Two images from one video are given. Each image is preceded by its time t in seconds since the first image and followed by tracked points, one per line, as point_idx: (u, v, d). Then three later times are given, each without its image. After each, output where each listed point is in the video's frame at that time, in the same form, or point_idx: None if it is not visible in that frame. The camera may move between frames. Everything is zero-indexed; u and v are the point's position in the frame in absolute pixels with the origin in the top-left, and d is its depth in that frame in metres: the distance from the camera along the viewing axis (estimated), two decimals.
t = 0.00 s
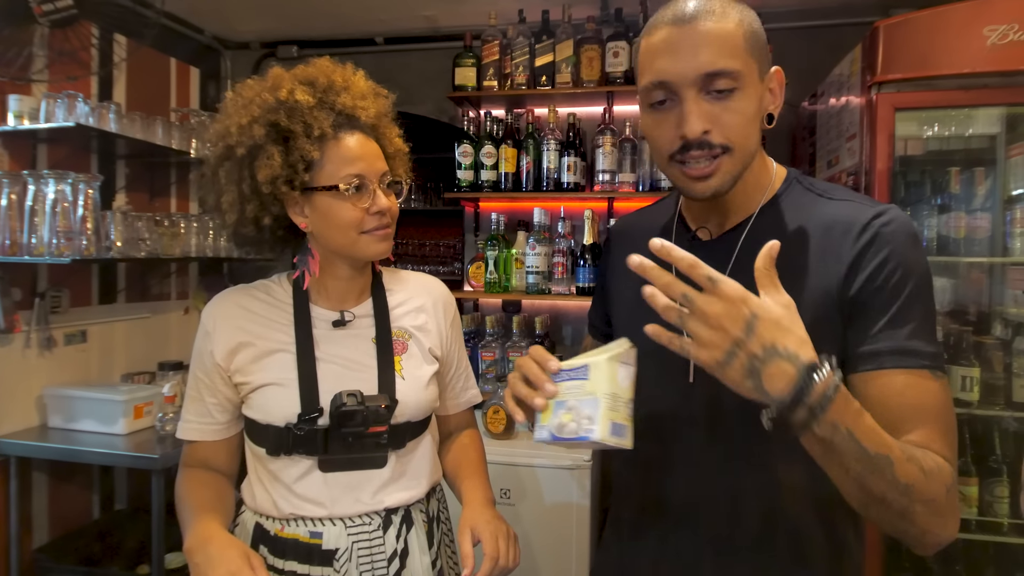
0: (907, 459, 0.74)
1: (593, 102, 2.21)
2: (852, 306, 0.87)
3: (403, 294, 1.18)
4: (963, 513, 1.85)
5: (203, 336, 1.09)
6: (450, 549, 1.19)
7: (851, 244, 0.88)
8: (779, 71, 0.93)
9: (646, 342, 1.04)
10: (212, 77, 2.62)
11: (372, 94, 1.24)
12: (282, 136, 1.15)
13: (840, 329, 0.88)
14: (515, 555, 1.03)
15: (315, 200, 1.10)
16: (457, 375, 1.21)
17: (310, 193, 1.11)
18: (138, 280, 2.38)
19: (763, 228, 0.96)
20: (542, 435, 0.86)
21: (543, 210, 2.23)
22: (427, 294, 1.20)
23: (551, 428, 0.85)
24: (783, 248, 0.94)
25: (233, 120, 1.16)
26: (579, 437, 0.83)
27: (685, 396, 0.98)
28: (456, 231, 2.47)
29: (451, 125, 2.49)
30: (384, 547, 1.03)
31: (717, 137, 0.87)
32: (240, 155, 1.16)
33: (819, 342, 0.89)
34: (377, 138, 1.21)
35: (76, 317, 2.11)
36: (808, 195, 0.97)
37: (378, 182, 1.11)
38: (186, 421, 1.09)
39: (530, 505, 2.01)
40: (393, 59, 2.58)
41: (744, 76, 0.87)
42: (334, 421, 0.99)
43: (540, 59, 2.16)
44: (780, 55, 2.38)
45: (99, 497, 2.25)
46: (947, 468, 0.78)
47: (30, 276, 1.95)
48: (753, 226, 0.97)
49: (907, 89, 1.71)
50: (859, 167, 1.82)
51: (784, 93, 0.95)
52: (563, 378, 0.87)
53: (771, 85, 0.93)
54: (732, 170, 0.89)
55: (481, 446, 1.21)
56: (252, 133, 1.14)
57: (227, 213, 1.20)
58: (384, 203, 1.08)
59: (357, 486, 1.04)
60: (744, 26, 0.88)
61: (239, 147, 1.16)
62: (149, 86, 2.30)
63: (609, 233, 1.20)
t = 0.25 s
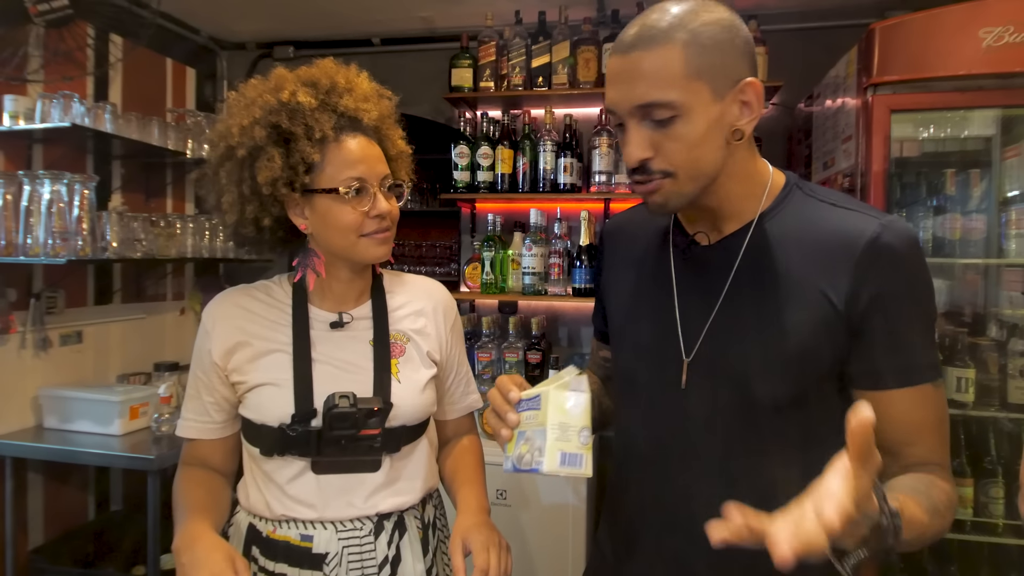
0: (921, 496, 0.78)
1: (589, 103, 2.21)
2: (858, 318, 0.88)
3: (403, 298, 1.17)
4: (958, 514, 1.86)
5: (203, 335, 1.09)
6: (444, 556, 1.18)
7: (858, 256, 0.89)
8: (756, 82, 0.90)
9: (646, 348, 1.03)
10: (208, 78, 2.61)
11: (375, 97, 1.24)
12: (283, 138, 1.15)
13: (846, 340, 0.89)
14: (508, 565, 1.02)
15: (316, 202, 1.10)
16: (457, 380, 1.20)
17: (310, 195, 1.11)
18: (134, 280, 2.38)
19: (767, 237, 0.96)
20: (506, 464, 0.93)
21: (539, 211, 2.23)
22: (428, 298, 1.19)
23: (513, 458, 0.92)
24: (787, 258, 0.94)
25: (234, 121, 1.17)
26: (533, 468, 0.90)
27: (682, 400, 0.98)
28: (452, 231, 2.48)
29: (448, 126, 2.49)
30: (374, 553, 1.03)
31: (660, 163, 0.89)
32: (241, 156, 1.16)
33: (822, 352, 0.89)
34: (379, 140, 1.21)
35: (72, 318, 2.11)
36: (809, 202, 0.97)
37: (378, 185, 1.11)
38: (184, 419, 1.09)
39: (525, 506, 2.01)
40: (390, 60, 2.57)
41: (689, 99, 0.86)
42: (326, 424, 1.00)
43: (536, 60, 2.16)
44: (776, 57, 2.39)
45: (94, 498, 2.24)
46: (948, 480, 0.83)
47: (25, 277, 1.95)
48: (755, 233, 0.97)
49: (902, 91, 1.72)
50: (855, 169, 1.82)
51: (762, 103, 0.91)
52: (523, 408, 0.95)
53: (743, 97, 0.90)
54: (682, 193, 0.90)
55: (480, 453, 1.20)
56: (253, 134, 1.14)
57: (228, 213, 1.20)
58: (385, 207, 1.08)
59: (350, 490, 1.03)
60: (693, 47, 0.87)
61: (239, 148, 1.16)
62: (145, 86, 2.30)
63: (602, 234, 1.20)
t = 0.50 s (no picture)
0: (921, 502, 0.79)
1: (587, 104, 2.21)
2: (856, 321, 0.87)
3: (406, 302, 1.17)
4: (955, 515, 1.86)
5: (204, 334, 1.10)
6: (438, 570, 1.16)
7: (855, 257, 0.88)
8: (716, 98, 0.90)
9: (643, 353, 1.03)
10: (206, 79, 2.61)
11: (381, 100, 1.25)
12: (284, 135, 1.15)
13: (844, 344, 0.88)
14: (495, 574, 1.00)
15: (312, 195, 1.11)
16: (458, 387, 1.19)
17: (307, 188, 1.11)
18: (131, 281, 2.38)
19: (763, 240, 0.96)
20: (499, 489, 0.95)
21: (537, 213, 2.23)
22: (432, 303, 1.18)
23: (503, 486, 0.94)
24: (783, 261, 0.94)
25: (241, 122, 1.19)
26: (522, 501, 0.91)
27: (680, 404, 0.98)
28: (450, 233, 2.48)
29: (445, 127, 2.49)
30: (365, 559, 1.02)
31: (626, 171, 0.93)
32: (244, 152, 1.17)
33: (820, 356, 0.89)
34: (382, 141, 1.20)
35: (69, 320, 2.10)
36: (804, 204, 0.97)
37: (373, 178, 1.10)
38: (186, 416, 1.11)
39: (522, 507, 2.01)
40: (388, 61, 2.57)
41: (642, 116, 0.90)
42: (318, 429, 1.00)
43: (534, 62, 2.16)
44: (774, 58, 2.39)
45: (92, 500, 2.24)
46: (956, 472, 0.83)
47: (22, 278, 1.94)
48: (751, 237, 0.97)
49: (900, 93, 1.72)
50: (851, 171, 1.83)
51: (724, 120, 0.91)
52: (513, 437, 0.94)
53: (702, 113, 0.91)
54: (652, 201, 0.94)
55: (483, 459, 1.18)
56: (255, 131, 1.17)
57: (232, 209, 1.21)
58: (377, 195, 1.08)
59: (342, 494, 1.03)
60: (645, 65, 0.90)
61: (242, 146, 1.18)
62: (142, 87, 2.30)
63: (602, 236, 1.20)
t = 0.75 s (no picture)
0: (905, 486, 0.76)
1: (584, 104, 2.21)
2: (848, 314, 0.88)
3: (405, 300, 1.16)
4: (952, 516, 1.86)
5: (206, 327, 1.12)
6: None
7: (847, 251, 0.89)
8: (733, 86, 0.91)
9: (639, 348, 1.04)
10: (203, 79, 2.60)
11: (393, 115, 1.34)
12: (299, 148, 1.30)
13: (836, 336, 0.89)
14: None
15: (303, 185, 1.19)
16: (458, 388, 1.17)
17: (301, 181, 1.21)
18: (128, 281, 2.37)
19: (758, 234, 0.96)
20: (509, 468, 0.92)
21: (535, 214, 2.22)
22: (432, 302, 1.17)
23: (516, 464, 0.90)
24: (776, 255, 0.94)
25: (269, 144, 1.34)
26: (541, 480, 0.87)
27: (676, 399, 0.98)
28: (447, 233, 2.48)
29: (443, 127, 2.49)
30: (357, 560, 1.02)
31: (634, 157, 0.93)
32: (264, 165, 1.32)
33: (815, 348, 0.89)
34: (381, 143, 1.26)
35: (65, 320, 2.10)
36: (800, 201, 0.98)
37: (350, 161, 1.14)
38: (187, 409, 1.12)
39: (519, 507, 2.01)
40: (385, 61, 2.57)
41: (660, 100, 0.90)
42: (307, 423, 1.01)
43: (532, 62, 2.16)
44: (772, 59, 2.39)
45: (88, 501, 2.24)
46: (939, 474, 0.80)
47: (18, 278, 1.94)
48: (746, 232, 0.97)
49: (897, 94, 1.72)
50: (849, 171, 1.83)
51: (739, 108, 0.93)
52: (529, 415, 0.89)
53: (717, 101, 0.92)
54: (655, 189, 0.94)
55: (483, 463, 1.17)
56: (277, 149, 1.31)
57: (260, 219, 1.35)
58: (343, 165, 1.13)
59: (333, 492, 1.03)
60: (666, 49, 0.90)
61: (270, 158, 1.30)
62: (139, 87, 2.29)
63: (599, 235, 1.20)
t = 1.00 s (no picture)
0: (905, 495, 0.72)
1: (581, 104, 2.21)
2: (843, 313, 0.88)
3: (404, 299, 1.16)
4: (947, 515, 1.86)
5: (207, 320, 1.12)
6: None
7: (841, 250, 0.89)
8: (730, 83, 0.92)
9: (635, 348, 1.04)
10: (200, 78, 2.60)
11: (389, 99, 1.24)
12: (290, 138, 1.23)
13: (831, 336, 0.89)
14: None
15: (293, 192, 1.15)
16: (454, 388, 1.16)
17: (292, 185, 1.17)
18: (124, 281, 2.36)
19: (752, 235, 0.96)
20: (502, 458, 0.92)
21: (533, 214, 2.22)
22: (431, 301, 1.17)
23: (509, 454, 0.91)
24: (771, 255, 0.94)
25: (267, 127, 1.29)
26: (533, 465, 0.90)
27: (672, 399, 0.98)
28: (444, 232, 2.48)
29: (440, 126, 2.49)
30: (350, 553, 1.01)
31: (634, 158, 0.93)
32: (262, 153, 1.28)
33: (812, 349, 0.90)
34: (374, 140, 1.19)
35: (61, 320, 2.09)
36: (794, 200, 0.98)
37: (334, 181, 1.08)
38: (190, 403, 1.12)
39: (516, 507, 2.02)
40: (382, 60, 2.57)
41: (658, 99, 0.90)
42: (303, 407, 1.02)
43: (529, 62, 2.16)
44: (769, 60, 2.39)
45: (84, 501, 2.23)
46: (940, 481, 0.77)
47: (13, 278, 1.93)
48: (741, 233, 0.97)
49: (894, 95, 1.73)
50: (845, 172, 1.83)
51: (737, 104, 0.93)
52: (519, 403, 0.91)
53: (714, 98, 0.92)
54: (656, 189, 0.93)
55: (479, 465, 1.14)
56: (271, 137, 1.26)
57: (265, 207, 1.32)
58: (327, 196, 1.06)
59: (327, 483, 1.03)
60: (663, 47, 0.90)
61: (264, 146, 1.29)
62: (135, 86, 2.28)
63: (595, 235, 1.21)
